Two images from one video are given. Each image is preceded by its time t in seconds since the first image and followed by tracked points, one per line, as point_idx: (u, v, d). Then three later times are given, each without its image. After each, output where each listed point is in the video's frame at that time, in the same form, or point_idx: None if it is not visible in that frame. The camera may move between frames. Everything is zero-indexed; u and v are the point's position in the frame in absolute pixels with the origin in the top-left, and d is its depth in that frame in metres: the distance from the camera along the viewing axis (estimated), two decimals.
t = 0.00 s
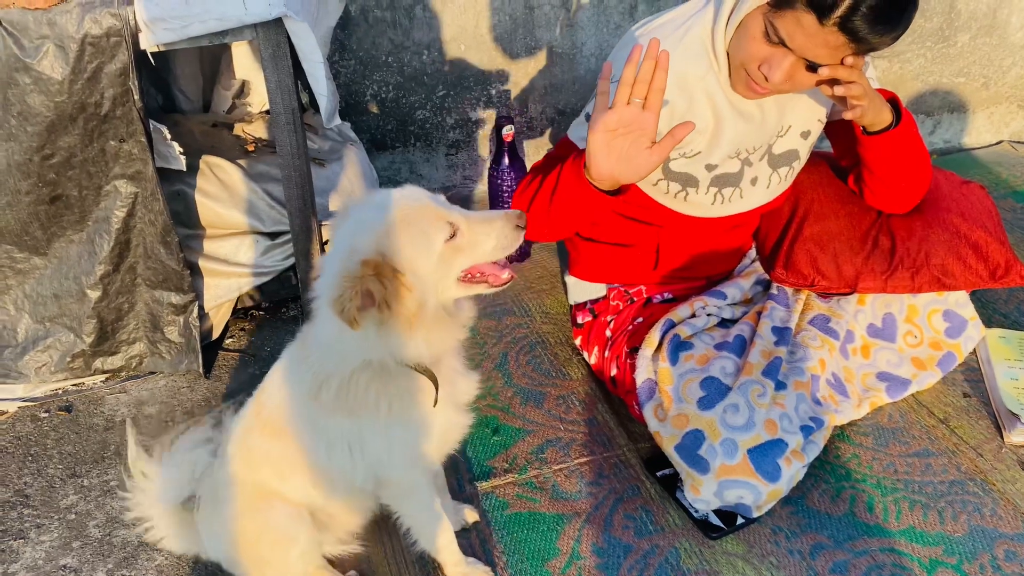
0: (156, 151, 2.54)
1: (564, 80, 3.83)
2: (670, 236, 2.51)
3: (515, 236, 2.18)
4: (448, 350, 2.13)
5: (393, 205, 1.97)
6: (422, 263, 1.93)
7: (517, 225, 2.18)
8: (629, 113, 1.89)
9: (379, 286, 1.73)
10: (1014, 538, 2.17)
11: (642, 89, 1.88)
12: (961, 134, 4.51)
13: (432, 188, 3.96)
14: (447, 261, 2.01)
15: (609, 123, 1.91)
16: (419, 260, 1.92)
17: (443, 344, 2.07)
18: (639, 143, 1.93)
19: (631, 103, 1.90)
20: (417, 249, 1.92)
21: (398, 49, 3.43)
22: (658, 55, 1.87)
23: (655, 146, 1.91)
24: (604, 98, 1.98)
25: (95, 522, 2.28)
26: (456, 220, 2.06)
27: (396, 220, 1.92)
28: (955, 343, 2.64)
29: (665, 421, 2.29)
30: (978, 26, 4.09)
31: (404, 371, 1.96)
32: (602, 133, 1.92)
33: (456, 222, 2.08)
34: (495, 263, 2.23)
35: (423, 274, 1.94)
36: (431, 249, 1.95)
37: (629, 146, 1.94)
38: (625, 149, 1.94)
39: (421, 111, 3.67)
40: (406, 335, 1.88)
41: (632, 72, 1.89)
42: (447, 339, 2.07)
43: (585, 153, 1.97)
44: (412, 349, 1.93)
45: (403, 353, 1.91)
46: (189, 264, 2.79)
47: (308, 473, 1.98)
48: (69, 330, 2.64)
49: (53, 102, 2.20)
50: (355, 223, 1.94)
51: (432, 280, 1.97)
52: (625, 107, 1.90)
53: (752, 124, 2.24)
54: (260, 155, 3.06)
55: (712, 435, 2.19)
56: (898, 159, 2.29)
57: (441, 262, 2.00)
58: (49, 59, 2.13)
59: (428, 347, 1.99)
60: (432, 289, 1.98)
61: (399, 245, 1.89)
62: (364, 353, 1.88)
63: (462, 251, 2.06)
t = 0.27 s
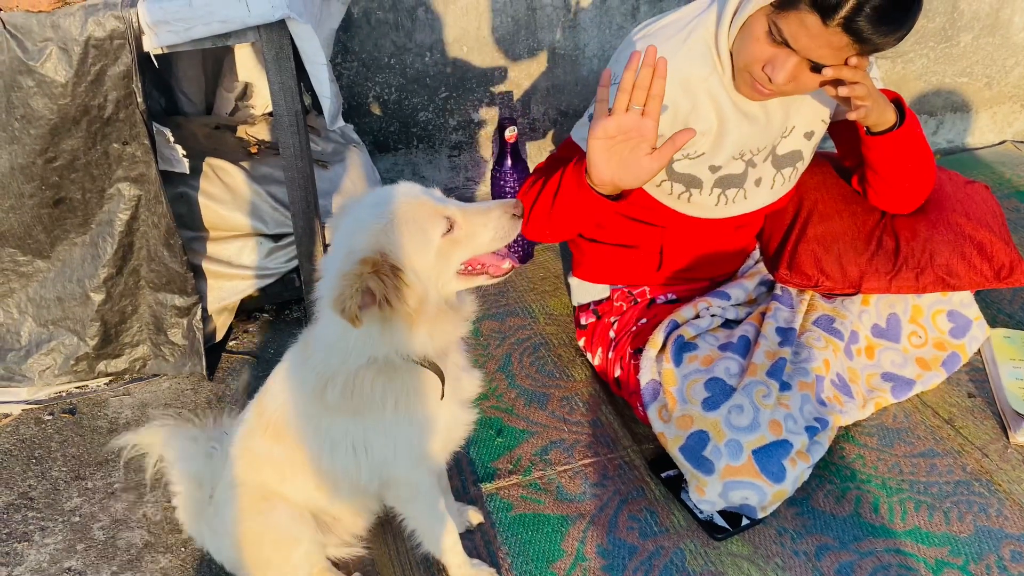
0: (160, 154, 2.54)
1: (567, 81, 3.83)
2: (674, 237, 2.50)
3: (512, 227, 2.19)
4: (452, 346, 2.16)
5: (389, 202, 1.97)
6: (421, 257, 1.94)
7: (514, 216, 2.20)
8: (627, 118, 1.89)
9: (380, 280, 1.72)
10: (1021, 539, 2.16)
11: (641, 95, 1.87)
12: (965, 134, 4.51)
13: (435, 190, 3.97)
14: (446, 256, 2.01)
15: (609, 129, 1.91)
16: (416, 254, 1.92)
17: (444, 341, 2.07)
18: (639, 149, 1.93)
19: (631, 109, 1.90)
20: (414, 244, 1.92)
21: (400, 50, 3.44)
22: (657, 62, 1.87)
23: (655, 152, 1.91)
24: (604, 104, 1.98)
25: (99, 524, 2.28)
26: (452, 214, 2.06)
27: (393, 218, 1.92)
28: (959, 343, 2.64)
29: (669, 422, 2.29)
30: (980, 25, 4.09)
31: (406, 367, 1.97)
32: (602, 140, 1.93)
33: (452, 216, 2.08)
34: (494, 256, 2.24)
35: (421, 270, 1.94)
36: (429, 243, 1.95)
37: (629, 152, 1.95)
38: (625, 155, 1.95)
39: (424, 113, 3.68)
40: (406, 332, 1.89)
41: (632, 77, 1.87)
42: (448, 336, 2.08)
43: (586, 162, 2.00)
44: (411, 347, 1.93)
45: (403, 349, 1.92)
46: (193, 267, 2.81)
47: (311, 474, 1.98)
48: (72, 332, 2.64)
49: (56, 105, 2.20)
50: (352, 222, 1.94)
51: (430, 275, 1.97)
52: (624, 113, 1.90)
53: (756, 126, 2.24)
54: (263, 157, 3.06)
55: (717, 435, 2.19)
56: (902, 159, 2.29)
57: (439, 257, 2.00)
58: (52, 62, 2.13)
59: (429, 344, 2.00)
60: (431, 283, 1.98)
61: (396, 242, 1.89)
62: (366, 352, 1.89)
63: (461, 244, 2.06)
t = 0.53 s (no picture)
0: (160, 158, 2.53)
1: (567, 83, 3.83)
2: (675, 238, 2.49)
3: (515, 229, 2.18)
4: (452, 348, 2.16)
5: (390, 205, 1.96)
6: (423, 260, 1.93)
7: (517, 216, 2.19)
8: (628, 118, 1.88)
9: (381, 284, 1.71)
10: None
11: (641, 95, 1.87)
12: (967, 134, 4.50)
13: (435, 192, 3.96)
14: (447, 258, 2.01)
15: (609, 130, 1.91)
16: (418, 257, 1.91)
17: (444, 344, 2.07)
18: (640, 149, 1.92)
19: (631, 109, 1.90)
20: (416, 247, 1.91)
21: (401, 52, 3.43)
22: (657, 62, 1.88)
23: (655, 152, 1.90)
24: (605, 105, 1.98)
25: (100, 529, 2.27)
26: (454, 216, 2.05)
27: (394, 221, 1.91)
28: (963, 344, 2.63)
29: (672, 424, 2.28)
30: (982, 25, 4.08)
31: (407, 371, 1.96)
32: (603, 140, 1.92)
33: (454, 218, 2.07)
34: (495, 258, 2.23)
35: (422, 272, 1.93)
36: (430, 246, 1.95)
37: (630, 152, 1.94)
38: (626, 155, 1.95)
39: (424, 114, 3.67)
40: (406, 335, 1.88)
41: (632, 77, 1.88)
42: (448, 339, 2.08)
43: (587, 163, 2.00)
44: (410, 349, 1.92)
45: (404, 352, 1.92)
46: (194, 271, 2.80)
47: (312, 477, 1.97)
48: (72, 337, 2.64)
49: (56, 109, 2.20)
50: (353, 224, 1.93)
51: (431, 278, 1.96)
52: (625, 113, 1.90)
53: (757, 126, 2.23)
54: (264, 159, 3.05)
55: (720, 437, 2.18)
56: (904, 159, 2.28)
57: (441, 260, 1.99)
58: (51, 65, 2.13)
59: (429, 347, 1.99)
60: (432, 287, 1.97)
61: (398, 244, 1.89)
62: (367, 355, 1.88)
63: (463, 247, 2.05)
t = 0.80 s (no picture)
0: (160, 160, 2.52)
1: (568, 83, 3.82)
2: (677, 238, 2.49)
3: (512, 232, 2.18)
4: (450, 350, 2.15)
5: (388, 208, 1.95)
6: (420, 264, 1.92)
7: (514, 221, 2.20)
8: (629, 118, 1.87)
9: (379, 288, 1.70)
10: None
11: (642, 95, 1.86)
12: (968, 133, 4.49)
13: (436, 193, 3.95)
14: (444, 262, 2.00)
15: (610, 130, 1.89)
16: (416, 261, 1.91)
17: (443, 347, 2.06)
18: (641, 149, 1.90)
19: (632, 109, 1.88)
20: (413, 251, 1.91)
21: (401, 53, 3.42)
22: (658, 61, 1.85)
23: (656, 152, 1.87)
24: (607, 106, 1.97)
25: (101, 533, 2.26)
26: (452, 220, 2.05)
27: (391, 224, 1.90)
28: (966, 343, 2.62)
29: (675, 425, 2.27)
30: (983, 24, 4.07)
31: (405, 375, 1.95)
32: (604, 141, 1.90)
33: (452, 222, 2.07)
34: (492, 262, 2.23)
35: (420, 276, 1.93)
36: (428, 250, 1.94)
37: (631, 152, 1.92)
38: (627, 156, 1.93)
39: (424, 115, 3.66)
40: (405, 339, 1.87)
41: (633, 77, 1.86)
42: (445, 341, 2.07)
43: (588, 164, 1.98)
44: (411, 351, 1.92)
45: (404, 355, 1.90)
46: (194, 273, 2.78)
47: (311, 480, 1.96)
48: (72, 340, 2.63)
49: (55, 110, 2.19)
50: (350, 227, 1.92)
51: (429, 282, 1.96)
52: (626, 114, 1.88)
53: (759, 126, 2.22)
54: (264, 161, 3.04)
55: (723, 438, 2.17)
56: (907, 159, 2.27)
57: (438, 263, 1.99)
58: (50, 67, 2.12)
59: (428, 348, 1.98)
60: (429, 291, 1.97)
61: (396, 248, 1.88)
62: (365, 357, 1.87)
63: (460, 251, 2.05)
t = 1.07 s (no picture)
0: (159, 162, 2.52)
1: (567, 83, 3.82)
2: (677, 238, 2.49)
3: (506, 234, 2.18)
4: (444, 352, 2.16)
5: (383, 210, 1.95)
6: (415, 268, 1.93)
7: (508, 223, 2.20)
8: (626, 121, 1.84)
9: (374, 292, 1.70)
10: None
11: (641, 97, 1.83)
12: (967, 132, 4.49)
13: (435, 193, 3.95)
14: (439, 266, 2.01)
15: (608, 133, 1.88)
16: (411, 265, 1.91)
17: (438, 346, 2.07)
18: (640, 152, 1.90)
19: (630, 112, 1.86)
20: (408, 254, 1.91)
21: (399, 54, 3.42)
22: (655, 63, 1.83)
23: (655, 155, 1.88)
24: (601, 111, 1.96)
25: (101, 535, 2.26)
26: (447, 224, 2.06)
27: (387, 227, 1.90)
28: (966, 342, 2.62)
29: (675, 425, 2.27)
30: (981, 22, 4.08)
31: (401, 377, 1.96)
32: (602, 144, 1.89)
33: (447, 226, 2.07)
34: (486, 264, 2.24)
35: (415, 279, 1.93)
36: (423, 253, 1.95)
37: (629, 155, 1.91)
38: (625, 158, 1.92)
39: (423, 116, 3.66)
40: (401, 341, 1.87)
41: (630, 80, 1.83)
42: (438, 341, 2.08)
43: (586, 167, 1.97)
44: (406, 353, 1.92)
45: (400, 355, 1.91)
46: (194, 274, 2.78)
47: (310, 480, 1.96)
48: (72, 342, 2.63)
49: (54, 112, 2.19)
50: (345, 230, 1.92)
51: (423, 286, 1.96)
52: (623, 116, 1.86)
53: (759, 126, 2.22)
54: (263, 162, 3.04)
55: (724, 438, 2.18)
56: (906, 159, 2.28)
57: (433, 266, 1.99)
58: (49, 69, 2.12)
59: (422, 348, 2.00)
60: (424, 295, 1.97)
61: (391, 251, 1.88)
62: (360, 359, 1.87)
63: (455, 254, 2.05)
